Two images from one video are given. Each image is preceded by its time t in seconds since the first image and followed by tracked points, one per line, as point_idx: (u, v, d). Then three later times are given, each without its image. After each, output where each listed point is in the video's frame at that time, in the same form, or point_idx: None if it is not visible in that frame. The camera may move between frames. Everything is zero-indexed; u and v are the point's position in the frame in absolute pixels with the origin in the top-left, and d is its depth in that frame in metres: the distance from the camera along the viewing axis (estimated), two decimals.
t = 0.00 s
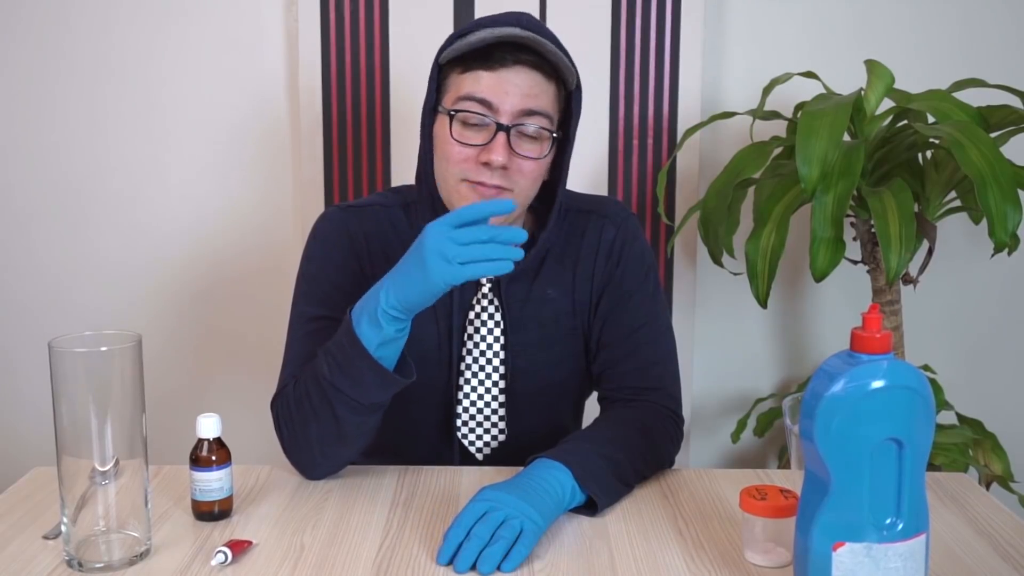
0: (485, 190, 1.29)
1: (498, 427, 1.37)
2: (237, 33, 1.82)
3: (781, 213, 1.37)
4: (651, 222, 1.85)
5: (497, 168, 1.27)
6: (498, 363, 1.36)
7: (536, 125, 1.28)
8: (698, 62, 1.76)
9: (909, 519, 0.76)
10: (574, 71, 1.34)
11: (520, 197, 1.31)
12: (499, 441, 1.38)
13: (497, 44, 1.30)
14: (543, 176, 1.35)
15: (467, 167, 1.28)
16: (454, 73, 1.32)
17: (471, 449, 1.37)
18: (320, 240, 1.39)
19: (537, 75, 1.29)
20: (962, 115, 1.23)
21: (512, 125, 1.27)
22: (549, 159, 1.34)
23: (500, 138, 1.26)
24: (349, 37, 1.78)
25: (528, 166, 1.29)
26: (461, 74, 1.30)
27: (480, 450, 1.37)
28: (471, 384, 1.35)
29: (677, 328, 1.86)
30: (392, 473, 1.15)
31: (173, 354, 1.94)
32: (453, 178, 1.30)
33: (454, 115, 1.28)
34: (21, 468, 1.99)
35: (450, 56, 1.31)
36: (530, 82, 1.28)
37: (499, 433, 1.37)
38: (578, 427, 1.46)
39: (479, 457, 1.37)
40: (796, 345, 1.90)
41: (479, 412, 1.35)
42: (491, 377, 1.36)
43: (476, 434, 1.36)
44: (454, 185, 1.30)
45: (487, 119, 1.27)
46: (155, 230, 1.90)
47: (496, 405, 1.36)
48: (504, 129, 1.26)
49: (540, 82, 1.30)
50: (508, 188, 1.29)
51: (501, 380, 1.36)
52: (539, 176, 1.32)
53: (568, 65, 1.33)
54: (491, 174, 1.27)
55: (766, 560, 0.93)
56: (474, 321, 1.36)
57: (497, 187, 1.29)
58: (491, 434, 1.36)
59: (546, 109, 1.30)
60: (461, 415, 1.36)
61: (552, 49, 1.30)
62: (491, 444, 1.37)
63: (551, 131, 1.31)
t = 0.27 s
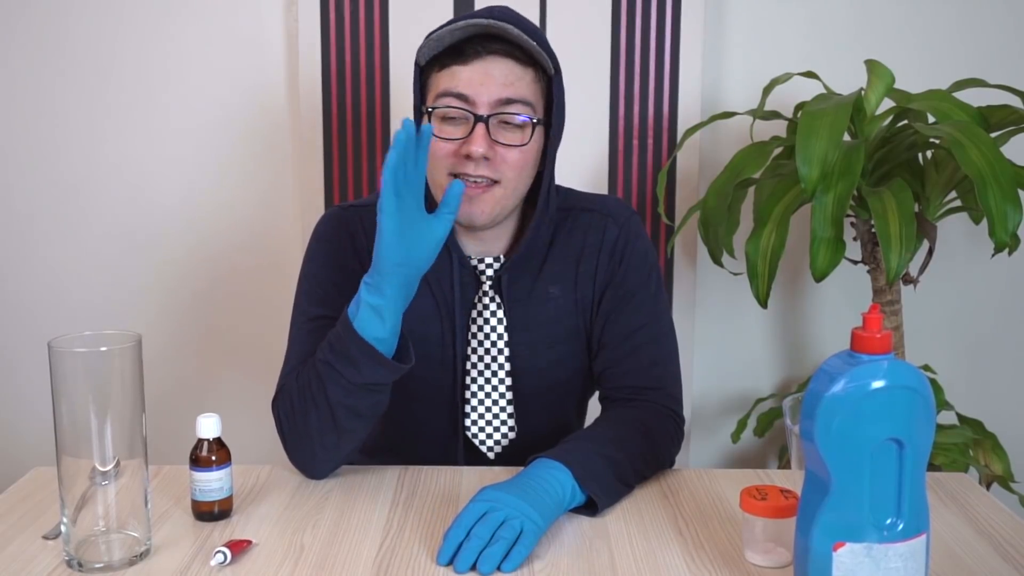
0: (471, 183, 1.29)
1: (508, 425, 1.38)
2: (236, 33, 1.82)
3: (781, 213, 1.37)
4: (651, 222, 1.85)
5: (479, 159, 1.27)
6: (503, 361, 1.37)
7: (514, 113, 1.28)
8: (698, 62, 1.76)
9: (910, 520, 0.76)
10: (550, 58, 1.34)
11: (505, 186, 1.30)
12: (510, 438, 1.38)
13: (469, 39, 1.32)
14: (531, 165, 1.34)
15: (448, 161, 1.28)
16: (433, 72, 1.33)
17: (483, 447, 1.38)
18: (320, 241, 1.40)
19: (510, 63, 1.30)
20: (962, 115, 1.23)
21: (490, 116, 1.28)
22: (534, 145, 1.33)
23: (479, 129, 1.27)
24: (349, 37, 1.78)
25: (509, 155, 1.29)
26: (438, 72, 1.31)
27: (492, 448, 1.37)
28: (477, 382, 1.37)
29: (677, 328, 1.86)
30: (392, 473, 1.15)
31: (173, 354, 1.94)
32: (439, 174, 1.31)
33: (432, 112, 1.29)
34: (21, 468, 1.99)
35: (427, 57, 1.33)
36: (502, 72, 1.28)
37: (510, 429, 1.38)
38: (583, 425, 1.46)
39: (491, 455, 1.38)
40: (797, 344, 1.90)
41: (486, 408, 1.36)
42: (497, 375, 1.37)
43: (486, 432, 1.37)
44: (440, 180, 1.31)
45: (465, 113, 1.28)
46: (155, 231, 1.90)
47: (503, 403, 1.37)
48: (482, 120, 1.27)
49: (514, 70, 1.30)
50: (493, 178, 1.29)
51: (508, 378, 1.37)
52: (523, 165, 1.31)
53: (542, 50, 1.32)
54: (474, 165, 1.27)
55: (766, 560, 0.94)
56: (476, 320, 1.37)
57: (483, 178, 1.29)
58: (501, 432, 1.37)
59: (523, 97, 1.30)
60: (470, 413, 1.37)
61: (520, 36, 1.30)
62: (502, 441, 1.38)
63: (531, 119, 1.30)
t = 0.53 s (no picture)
0: (476, 197, 1.36)
1: (494, 419, 1.45)
2: (242, 44, 1.88)
3: (764, 217, 1.43)
4: (642, 226, 1.92)
5: (485, 176, 1.34)
6: (494, 359, 1.44)
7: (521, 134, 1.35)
8: (687, 73, 1.83)
9: (885, 506, 0.82)
10: (557, 81, 1.40)
11: (508, 202, 1.37)
12: (495, 432, 1.45)
13: (482, 59, 1.37)
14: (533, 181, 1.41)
15: (456, 175, 1.35)
16: (444, 88, 1.39)
17: (469, 440, 1.44)
18: (327, 240, 1.46)
19: (520, 87, 1.36)
20: (934, 124, 1.30)
21: (498, 135, 1.34)
22: (537, 165, 1.40)
23: (487, 148, 1.33)
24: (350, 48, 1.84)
25: (514, 173, 1.36)
26: (450, 89, 1.37)
27: (477, 440, 1.44)
28: (468, 378, 1.43)
29: (667, 328, 1.93)
30: (396, 463, 1.22)
31: (182, 353, 2.01)
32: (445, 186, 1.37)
33: (443, 127, 1.36)
34: (35, 463, 2.06)
35: (440, 72, 1.39)
36: (512, 94, 1.35)
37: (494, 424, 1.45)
38: (573, 419, 1.52)
39: (476, 447, 1.44)
40: (781, 344, 1.97)
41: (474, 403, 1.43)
42: (487, 372, 1.44)
43: (472, 425, 1.44)
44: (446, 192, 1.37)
45: (475, 131, 1.34)
46: (165, 234, 1.96)
47: (491, 398, 1.44)
48: (491, 139, 1.34)
49: (524, 93, 1.36)
50: (497, 194, 1.36)
51: (497, 375, 1.44)
52: (527, 182, 1.38)
53: (550, 75, 1.38)
54: (479, 180, 1.34)
55: (750, 544, 0.99)
56: (471, 320, 1.44)
57: (487, 193, 1.36)
58: (487, 426, 1.44)
59: (530, 118, 1.37)
60: (459, 407, 1.44)
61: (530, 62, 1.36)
62: (487, 435, 1.45)
63: (536, 139, 1.37)
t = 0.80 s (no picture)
0: (465, 184, 1.36)
1: (499, 415, 1.43)
2: (242, 43, 1.88)
3: (764, 217, 1.43)
4: (641, 226, 1.92)
5: (470, 160, 1.33)
6: (495, 355, 1.43)
7: (501, 117, 1.36)
8: (686, 73, 1.83)
9: (885, 506, 0.82)
10: (532, 65, 1.41)
11: (496, 185, 1.36)
12: (501, 428, 1.44)
13: (455, 50, 1.39)
14: (520, 166, 1.40)
15: (441, 164, 1.35)
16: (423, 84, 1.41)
17: (475, 436, 1.43)
18: (326, 241, 1.46)
19: (494, 71, 1.37)
20: (934, 124, 1.30)
21: (478, 120, 1.35)
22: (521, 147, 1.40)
23: (469, 133, 1.34)
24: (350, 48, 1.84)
25: (498, 156, 1.35)
26: (428, 84, 1.39)
27: (483, 437, 1.43)
28: (471, 375, 1.42)
29: (667, 328, 1.93)
30: (397, 462, 1.22)
31: (182, 353, 2.01)
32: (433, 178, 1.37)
33: (424, 120, 1.37)
34: (36, 463, 2.06)
35: (416, 70, 1.41)
36: (486, 79, 1.36)
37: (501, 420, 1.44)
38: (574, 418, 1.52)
39: (482, 444, 1.43)
40: (781, 344, 1.97)
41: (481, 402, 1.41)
42: (489, 368, 1.42)
43: (478, 421, 1.42)
44: (435, 184, 1.37)
45: (455, 119, 1.35)
46: (165, 234, 1.96)
47: (495, 394, 1.43)
48: (472, 124, 1.34)
49: (498, 77, 1.37)
50: (484, 179, 1.36)
51: (499, 371, 1.43)
52: (513, 165, 1.38)
53: (524, 58, 1.39)
54: (465, 166, 1.34)
55: (750, 544, 0.99)
56: (471, 316, 1.43)
57: (475, 179, 1.35)
58: (492, 422, 1.43)
59: (509, 101, 1.37)
60: (463, 404, 1.42)
61: (501, 44, 1.37)
62: (493, 431, 1.43)
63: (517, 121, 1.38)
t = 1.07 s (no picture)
0: (464, 195, 1.36)
1: (488, 420, 1.44)
2: (243, 43, 1.88)
3: (764, 217, 1.43)
4: (641, 226, 1.92)
5: (471, 172, 1.33)
6: (488, 360, 1.44)
7: (504, 128, 1.35)
8: (686, 73, 1.83)
9: (885, 506, 0.82)
10: (537, 74, 1.39)
11: (496, 197, 1.37)
12: (489, 434, 1.44)
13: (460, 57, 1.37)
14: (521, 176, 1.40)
15: (442, 173, 1.35)
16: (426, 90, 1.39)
17: (462, 441, 1.44)
18: (325, 242, 1.45)
19: (499, 81, 1.35)
20: (935, 124, 1.30)
21: (480, 131, 1.34)
22: (523, 158, 1.40)
23: (470, 144, 1.33)
24: (350, 48, 1.84)
25: (498, 167, 1.35)
26: (431, 89, 1.37)
27: (470, 443, 1.44)
28: (462, 380, 1.43)
29: (666, 327, 1.93)
30: (397, 462, 1.22)
31: (182, 352, 2.01)
32: (433, 187, 1.37)
33: (425, 128, 1.36)
34: (37, 462, 2.07)
35: (419, 75, 1.39)
36: (490, 89, 1.34)
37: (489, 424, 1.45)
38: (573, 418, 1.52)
39: (469, 449, 1.44)
40: (780, 344, 1.97)
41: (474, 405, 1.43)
42: (482, 373, 1.43)
43: (466, 427, 1.43)
44: (435, 192, 1.37)
45: (457, 129, 1.34)
46: (166, 234, 1.96)
47: (485, 399, 1.44)
48: (474, 135, 1.34)
49: (503, 87, 1.36)
50: (484, 190, 1.36)
51: (491, 377, 1.44)
52: (514, 176, 1.38)
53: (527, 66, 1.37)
54: (465, 177, 1.34)
55: (750, 544, 0.99)
56: (465, 321, 1.43)
57: (475, 190, 1.36)
58: (480, 428, 1.43)
59: (512, 112, 1.36)
60: (452, 409, 1.43)
61: (505, 54, 1.35)
62: (480, 437, 1.44)
63: (519, 133, 1.37)
